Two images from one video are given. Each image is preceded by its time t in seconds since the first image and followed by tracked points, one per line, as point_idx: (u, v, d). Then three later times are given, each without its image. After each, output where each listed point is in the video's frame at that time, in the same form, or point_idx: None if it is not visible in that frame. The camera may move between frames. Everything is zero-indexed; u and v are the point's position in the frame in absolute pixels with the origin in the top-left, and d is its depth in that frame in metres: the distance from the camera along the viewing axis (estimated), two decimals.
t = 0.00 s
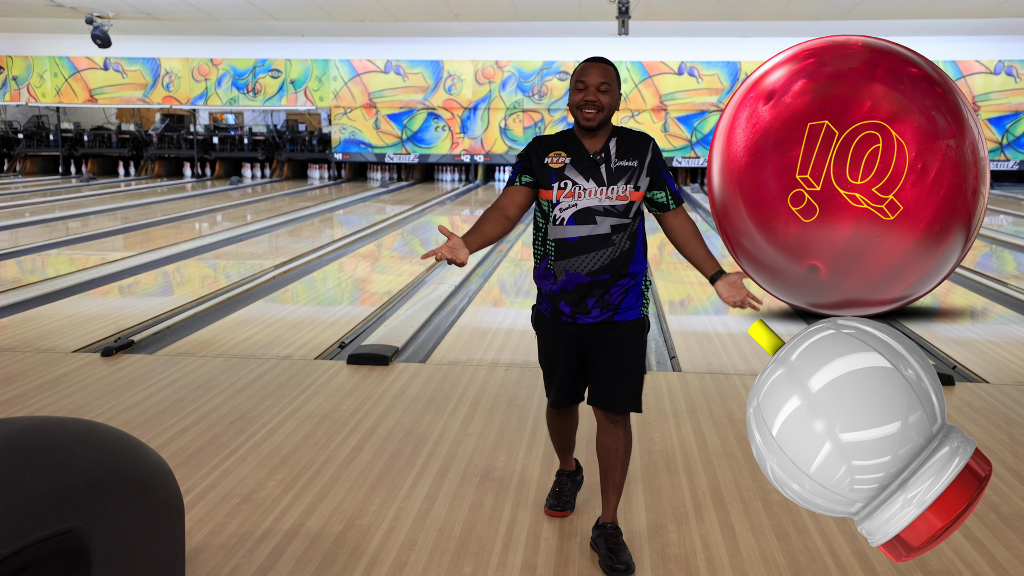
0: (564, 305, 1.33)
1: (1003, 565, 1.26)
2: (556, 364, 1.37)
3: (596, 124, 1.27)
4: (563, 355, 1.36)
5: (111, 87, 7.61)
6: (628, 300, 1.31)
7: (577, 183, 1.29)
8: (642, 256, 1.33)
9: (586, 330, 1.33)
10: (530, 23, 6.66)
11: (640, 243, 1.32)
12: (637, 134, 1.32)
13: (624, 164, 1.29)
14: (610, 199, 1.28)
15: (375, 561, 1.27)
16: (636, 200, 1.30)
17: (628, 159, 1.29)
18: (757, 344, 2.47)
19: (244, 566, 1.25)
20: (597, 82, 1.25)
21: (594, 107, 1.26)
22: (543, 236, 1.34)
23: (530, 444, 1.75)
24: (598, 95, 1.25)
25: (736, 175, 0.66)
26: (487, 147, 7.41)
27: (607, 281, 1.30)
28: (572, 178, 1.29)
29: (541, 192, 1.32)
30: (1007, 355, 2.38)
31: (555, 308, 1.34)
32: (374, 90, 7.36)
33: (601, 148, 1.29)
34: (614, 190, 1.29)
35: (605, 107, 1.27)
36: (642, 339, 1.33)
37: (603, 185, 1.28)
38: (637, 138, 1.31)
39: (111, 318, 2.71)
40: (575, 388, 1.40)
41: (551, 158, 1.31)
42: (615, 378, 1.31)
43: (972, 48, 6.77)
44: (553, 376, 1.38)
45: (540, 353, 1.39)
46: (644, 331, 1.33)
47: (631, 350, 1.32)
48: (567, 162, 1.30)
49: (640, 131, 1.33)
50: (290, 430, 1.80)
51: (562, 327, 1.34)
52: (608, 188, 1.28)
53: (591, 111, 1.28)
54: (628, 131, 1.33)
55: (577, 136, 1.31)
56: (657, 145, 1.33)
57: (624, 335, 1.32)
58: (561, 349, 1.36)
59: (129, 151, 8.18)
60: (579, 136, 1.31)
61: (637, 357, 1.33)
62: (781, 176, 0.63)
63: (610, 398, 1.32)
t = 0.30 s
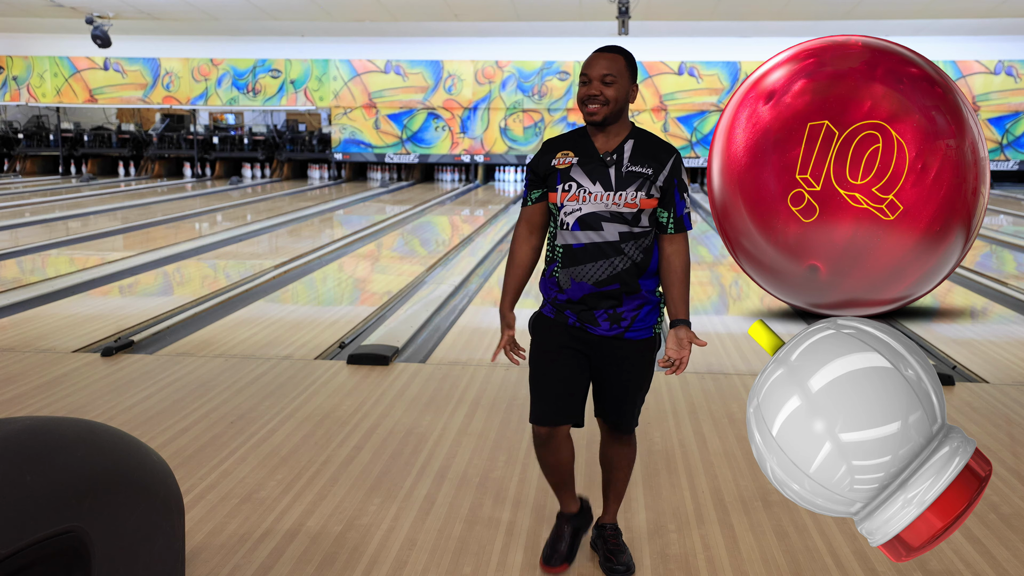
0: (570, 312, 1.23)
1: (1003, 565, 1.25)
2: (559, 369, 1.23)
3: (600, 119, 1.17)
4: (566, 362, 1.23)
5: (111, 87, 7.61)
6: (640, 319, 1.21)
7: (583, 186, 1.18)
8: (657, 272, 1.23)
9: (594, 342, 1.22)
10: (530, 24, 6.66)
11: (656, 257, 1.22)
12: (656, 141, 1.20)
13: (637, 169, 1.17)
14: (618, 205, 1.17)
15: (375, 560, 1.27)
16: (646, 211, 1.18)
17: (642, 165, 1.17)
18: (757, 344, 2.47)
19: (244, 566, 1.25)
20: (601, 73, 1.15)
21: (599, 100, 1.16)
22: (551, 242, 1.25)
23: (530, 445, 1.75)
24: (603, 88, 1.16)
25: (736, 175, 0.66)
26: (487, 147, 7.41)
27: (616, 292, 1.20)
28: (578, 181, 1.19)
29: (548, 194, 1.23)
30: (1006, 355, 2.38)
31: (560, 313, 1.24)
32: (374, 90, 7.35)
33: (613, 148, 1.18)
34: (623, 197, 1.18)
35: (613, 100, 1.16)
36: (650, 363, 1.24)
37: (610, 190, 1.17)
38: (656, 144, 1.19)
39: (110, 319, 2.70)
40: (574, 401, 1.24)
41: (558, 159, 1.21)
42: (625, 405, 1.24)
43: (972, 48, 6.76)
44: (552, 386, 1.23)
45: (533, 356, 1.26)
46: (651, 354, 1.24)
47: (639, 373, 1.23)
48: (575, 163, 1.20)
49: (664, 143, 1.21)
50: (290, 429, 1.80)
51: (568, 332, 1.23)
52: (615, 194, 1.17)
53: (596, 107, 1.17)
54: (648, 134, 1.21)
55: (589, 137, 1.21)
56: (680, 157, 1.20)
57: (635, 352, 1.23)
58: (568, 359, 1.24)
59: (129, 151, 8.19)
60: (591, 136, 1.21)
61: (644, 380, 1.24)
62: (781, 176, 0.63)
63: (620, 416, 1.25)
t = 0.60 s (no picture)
0: (558, 337, 1.15)
1: (1003, 565, 1.25)
2: (554, 403, 1.16)
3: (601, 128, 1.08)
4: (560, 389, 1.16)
5: (111, 87, 7.61)
6: (635, 338, 1.13)
7: (571, 200, 1.11)
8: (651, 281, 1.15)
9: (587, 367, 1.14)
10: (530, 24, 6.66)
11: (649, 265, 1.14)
12: (647, 139, 1.13)
13: (628, 175, 1.10)
14: (610, 217, 1.10)
15: (375, 560, 1.27)
16: (642, 218, 1.11)
17: (634, 169, 1.11)
18: (757, 344, 2.47)
19: (244, 566, 1.25)
20: (596, 75, 1.06)
21: (599, 107, 1.07)
22: (536, 258, 1.17)
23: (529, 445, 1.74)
24: (599, 91, 1.07)
25: (737, 175, 0.66)
26: (487, 147, 7.41)
27: (608, 312, 1.12)
28: (566, 195, 1.12)
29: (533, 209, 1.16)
30: (1007, 355, 2.38)
31: (547, 339, 1.16)
32: (374, 90, 7.35)
33: (603, 157, 1.11)
34: (615, 207, 1.11)
35: (611, 104, 1.08)
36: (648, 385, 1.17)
37: (601, 202, 1.10)
38: (647, 143, 1.13)
39: (111, 319, 2.70)
40: (580, 435, 1.16)
41: (542, 170, 1.14)
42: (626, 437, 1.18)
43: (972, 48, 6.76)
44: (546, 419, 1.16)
45: (529, 389, 1.18)
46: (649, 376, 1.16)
47: (639, 397, 1.16)
48: (562, 174, 1.13)
49: (656, 133, 1.14)
50: (289, 429, 1.80)
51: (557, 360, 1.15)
52: (607, 205, 1.10)
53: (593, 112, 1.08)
54: (638, 133, 1.14)
55: (577, 146, 1.13)
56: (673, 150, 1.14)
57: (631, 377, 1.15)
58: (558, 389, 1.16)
59: (129, 151, 8.19)
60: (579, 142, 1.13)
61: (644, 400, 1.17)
62: (781, 176, 0.63)
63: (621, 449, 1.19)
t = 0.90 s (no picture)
0: (537, 354, 1.08)
1: (1003, 566, 1.25)
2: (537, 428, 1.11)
3: (584, 118, 1.05)
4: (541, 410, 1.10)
5: (111, 88, 7.62)
6: (620, 344, 1.07)
7: (556, 201, 1.06)
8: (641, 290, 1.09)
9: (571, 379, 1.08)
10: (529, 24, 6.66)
11: (639, 274, 1.09)
12: (637, 140, 1.09)
13: (618, 176, 1.06)
14: (598, 221, 1.04)
15: (375, 561, 1.27)
16: (630, 222, 1.06)
17: (623, 171, 1.06)
18: (757, 344, 2.47)
19: (244, 566, 1.25)
20: (581, 62, 1.03)
21: (585, 95, 1.04)
22: (514, 266, 1.11)
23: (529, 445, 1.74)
24: (584, 81, 1.03)
25: (737, 175, 0.66)
26: (487, 147, 7.41)
27: (592, 325, 1.06)
28: (550, 196, 1.06)
29: (513, 209, 1.10)
30: (1007, 355, 2.38)
31: (527, 356, 1.10)
32: (374, 90, 7.35)
33: (589, 154, 1.07)
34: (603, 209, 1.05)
35: (597, 93, 1.05)
36: (639, 396, 1.07)
37: (587, 204, 1.05)
38: (637, 144, 1.08)
39: (110, 319, 2.70)
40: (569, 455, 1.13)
41: (524, 167, 1.08)
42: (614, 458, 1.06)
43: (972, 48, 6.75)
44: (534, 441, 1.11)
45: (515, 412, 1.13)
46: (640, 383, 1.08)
47: (626, 406, 1.07)
48: (545, 172, 1.07)
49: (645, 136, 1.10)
50: (289, 429, 1.80)
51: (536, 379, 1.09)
52: (593, 207, 1.05)
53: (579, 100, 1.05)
54: (626, 134, 1.10)
55: (559, 140, 1.09)
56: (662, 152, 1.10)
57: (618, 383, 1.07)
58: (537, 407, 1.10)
59: (129, 151, 8.19)
60: (563, 139, 1.08)
61: (635, 414, 1.07)
62: (781, 177, 0.63)
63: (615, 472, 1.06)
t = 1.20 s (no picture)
0: (522, 387, 0.98)
1: (1003, 565, 1.25)
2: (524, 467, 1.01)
3: (565, 130, 0.96)
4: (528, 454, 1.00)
5: (111, 88, 7.61)
6: (613, 383, 0.96)
7: (544, 216, 0.97)
8: (643, 323, 0.99)
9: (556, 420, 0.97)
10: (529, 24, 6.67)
11: (642, 305, 0.98)
12: (642, 156, 0.98)
13: (614, 194, 0.95)
14: (589, 242, 0.95)
15: (375, 561, 1.27)
16: (628, 247, 0.96)
17: (622, 189, 0.96)
18: (757, 344, 2.47)
19: (244, 566, 1.25)
20: (555, 70, 0.94)
21: (558, 107, 0.95)
22: (503, 289, 1.02)
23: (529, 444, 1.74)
24: (560, 93, 0.94)
25: (736, 175, 0.66)
26: (487, 147, 7.40)
27: (582, 356, 0.95)
28: (538, 210, 0.97)
29: (501, 223, 1.02)
30: (1007, 355, 2.38)
31: (512, 388, 1.00)
32: (374, 90, 7.35)
33: (584, 166, 0.97)
34: (596, 229, 0.95)
35: (578, 102, 0.95)
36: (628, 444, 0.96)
37: (578, 222, 0.95)
38: (642, 161, 0.97)
39: (111, 319, 2.70)
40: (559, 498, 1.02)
41: (512, 176, 1.00)
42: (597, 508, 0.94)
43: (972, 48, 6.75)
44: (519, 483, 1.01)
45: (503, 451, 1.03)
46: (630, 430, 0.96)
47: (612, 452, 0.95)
48: (533, 182, 0.98)
49: (654, 153, 0.99)
50: (290, 429, 1.80)
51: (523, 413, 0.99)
52: (585, 227, 0.95)
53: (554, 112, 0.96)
54: (630, 149, 0.98)
55: (554, 151, 1.00)
56: (673, 172, 0.98)
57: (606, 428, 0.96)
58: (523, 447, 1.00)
59: (129, 151, 8.19)
60: (559, 151, 0.99)
61: (627, 454, 0.96)
62: (780, 177, 0.63)
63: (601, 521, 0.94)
